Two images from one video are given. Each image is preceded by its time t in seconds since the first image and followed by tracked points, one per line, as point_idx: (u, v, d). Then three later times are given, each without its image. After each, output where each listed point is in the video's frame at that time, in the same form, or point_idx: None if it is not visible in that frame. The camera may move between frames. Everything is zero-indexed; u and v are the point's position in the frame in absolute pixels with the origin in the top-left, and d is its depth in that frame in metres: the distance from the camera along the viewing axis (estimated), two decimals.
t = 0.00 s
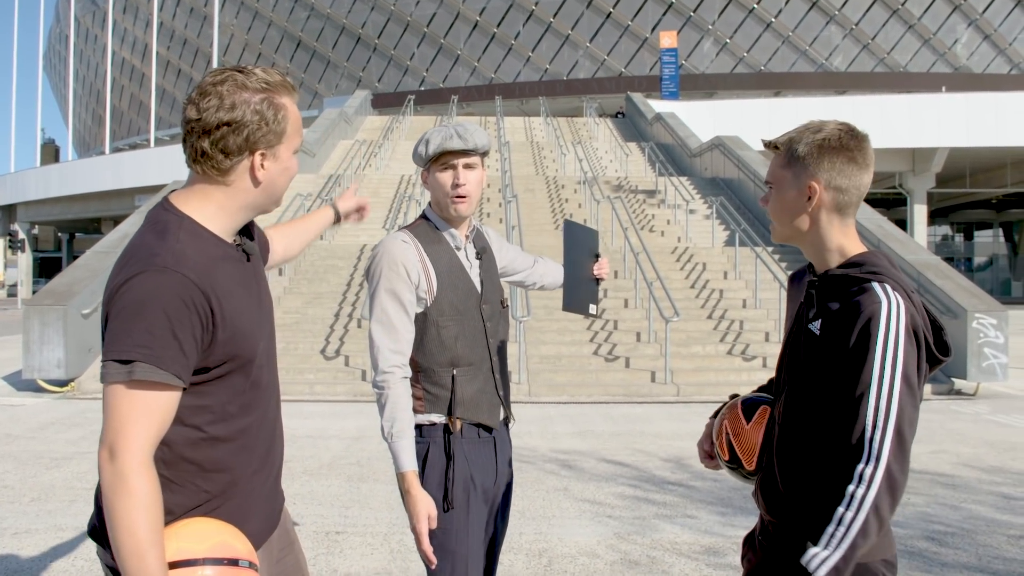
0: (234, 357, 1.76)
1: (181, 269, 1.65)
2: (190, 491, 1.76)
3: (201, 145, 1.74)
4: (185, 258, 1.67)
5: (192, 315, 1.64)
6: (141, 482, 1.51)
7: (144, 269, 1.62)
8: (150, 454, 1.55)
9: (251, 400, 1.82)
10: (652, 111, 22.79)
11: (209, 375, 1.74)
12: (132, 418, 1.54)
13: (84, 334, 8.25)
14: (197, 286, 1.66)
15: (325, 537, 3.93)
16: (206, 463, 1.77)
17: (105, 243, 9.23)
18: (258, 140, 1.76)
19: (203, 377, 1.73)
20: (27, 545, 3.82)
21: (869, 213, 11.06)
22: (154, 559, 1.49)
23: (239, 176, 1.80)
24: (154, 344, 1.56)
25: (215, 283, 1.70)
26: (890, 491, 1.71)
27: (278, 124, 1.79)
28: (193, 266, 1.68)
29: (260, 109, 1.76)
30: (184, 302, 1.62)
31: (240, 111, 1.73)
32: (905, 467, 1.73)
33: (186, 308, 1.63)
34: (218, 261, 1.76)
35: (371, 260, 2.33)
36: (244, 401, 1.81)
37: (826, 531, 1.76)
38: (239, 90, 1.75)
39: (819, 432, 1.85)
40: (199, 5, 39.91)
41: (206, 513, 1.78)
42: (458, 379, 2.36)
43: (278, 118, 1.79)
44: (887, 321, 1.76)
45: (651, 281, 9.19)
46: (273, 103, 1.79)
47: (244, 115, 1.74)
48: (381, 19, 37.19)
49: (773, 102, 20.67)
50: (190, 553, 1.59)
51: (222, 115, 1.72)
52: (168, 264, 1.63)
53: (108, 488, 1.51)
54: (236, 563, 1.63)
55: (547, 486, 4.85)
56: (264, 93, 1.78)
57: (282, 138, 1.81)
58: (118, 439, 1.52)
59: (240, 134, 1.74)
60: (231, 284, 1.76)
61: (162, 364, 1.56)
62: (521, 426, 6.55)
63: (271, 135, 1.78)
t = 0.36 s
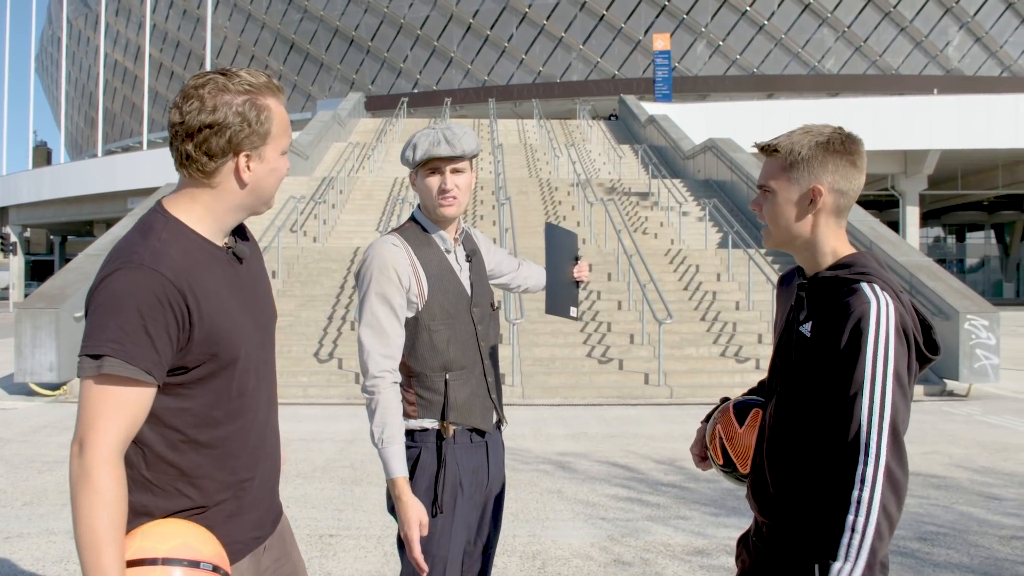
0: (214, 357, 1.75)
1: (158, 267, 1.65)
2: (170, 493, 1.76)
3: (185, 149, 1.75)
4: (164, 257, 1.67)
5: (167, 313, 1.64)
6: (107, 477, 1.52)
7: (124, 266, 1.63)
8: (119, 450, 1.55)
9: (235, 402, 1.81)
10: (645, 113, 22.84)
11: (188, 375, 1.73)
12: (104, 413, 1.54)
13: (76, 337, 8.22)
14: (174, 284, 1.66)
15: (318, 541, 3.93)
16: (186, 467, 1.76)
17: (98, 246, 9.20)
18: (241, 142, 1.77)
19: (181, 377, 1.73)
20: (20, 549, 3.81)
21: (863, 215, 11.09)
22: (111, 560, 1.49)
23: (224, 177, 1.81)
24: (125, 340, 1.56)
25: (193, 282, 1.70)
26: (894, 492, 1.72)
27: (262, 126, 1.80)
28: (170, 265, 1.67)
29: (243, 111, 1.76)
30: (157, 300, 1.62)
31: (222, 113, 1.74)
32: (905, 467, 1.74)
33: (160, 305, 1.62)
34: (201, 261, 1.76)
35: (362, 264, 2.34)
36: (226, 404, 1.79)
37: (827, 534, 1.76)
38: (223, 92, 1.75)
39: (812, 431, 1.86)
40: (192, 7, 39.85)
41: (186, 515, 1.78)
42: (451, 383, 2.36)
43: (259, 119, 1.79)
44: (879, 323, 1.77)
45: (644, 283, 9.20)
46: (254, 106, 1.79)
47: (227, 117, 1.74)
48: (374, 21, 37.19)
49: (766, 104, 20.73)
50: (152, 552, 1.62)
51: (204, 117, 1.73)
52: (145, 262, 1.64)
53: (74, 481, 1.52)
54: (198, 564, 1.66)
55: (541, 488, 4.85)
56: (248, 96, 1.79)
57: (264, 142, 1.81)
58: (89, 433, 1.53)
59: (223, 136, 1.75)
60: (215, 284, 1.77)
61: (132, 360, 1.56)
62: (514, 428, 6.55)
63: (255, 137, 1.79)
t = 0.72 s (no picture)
0: (220, 344, 1.75)
1: (167, 253, 1.67)
2: (171, 484, 1.76)
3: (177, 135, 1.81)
4: (172, 245, 1.69)
5: (174, 297, 1.64)
6: (117, 455, 1.52)
7: (135, 252, 1.65)
8: (129, 430, 1.55)
9: (241, 391, 1.81)
10: (647, 109, 22.80)
11: (195, 362, 1.73)
12: (115, 394, 1.55)
13: (79, 332, 8.23)
14: (184, 270, 1.68)
15: (321, 535, 3.94)
16: (190, 458, 1.77)
17: (101, 241, 9.22)
18: (222, 122, 1.79)
19: (187, 363, 1.73)
20: (23, 544, 3.82)
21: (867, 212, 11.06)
22: (121, 540, 1.48)
23: (210, 161, 1.83)
24: (134, 322, 1.57)
25: (201, 268, 1.72)
26: (921, 483, 1.71)
27: (243, 107, 1.81)
28: (178, 251, 1.69)
29: (224, 93, 1.79)
30: (165, 283, 1.63)
31: (204, 95, 1.79)
32: (927, 459, 1.74)
33: (168, 290, 1.64)
34: (207, 251, 1.77)
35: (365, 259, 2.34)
36: (232, 393, 1.80)
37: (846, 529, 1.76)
38: (208, 78, 1.81)
39: (824, 426, 1.85)
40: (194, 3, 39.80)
41: (186, 505, 1.78)
42: (453, 379, 2.36)
43: (244, 101, 1.81)
44: (883, 319, 1.76)
45: (646, 279, 9.19)
46: (242, 89, 1.82)
47: (208, 98, 1.79)
48: (376, 17, 37.16)
49: (768, 100, 20.69)
50: (162, 537, 1.63)
51: (188, 101, 1.79)
52: (155, 246, 1.66)
53: (85, 458, 1.52)
54: (205, 550, 1.67)
55: (544, 483, 4.86)
56: (233, 79, 1.82)
57: (250, 125, 1.82)
58: (99, 413, 1.53)
59: (204, 118, 1.79)
60: (222, 274, 1.78)
61: (140, 340, 1.56)
62: (516, 424, 6.56)
63: (236, 116, 1.80)
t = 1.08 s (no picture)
0: (227, 345, 1.75)
1: (175, 251, 1.67)
2: (178, 484, 1.76)
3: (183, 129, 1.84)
4: (180, 245, 1.69)
5: (182, 295, 1.64)
6: (125, 452, 1.52)
7: (144, 250, 1.65)
8: (137, 429, 1.55)
9: (247, 393, 1.81)
10: (652, 109, 22.77)
11: (201, 362, 1.73)
12: (125, 390, 1.55)
13: (83, 332, 8.26)
14: (191, 269, 1.68)
15: (325, 535, 3.94)
16: (197, 458, 1.77)
17: (105, 241, 9.24)
18: (218, 116, 1.80)
19: (195, 363, 1.73)
20: (29, 543, 3.83)
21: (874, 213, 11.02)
22: (131, 537, 1.48)
23: (208, 155, 1.84)
24: (140, 321, 1.57)
25: (208, 268, 1.72)
26: (883, 483, 1.71)
27: (236, 101, 1.81)
28: (186, 250, 1.69)
29: (223, 88, 1.81)
30: (172, 282, 1.63)
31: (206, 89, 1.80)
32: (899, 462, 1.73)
33: (175, 289, 1.63)
34: (216, 252, 1.77)
35: (370, 259, 2.34)
36: (238, 395, 1.79)
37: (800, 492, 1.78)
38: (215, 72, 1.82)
39: (828, 425, 1.85)
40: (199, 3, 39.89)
41: (193, 505, 1.78)
42: (457, 378, 2.36)
43: (239, 96, 1.81)
44: (894, 323, 1.77)
45: (651, 280, 9.17)
46: (242, 85, 1.82)
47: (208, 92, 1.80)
48: (381, 17, 37.24)
49: (773, 100, 20.65)
50: (170, 534, 1.64)
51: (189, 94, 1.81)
52: (163, 246, 1.67)
53: (93, 454, 1.52)
54: (215, 546, 1.67)
55: (549, 483, 4.86)
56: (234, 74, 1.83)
57: (237, 116, 1.80)
58: (107, 412, 1.53)
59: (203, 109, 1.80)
60: (230, 275, 1.78)
61: (147, 338, 1.56)
62: (520, 424, 6.55)
63: (228, 110, 1.80)
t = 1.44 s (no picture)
0: (228, 340, 1.75)
1: (174, 244, 1.67)
2: (180, 478, 1.76)
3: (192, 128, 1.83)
4: (179, 237, 1.69)
5: (180, 288, 1.64)
6: (118, 442, 1.51)
7: (145, 241, 1.66)
8: (131, 420, 1.55)
9: (251, 388, 1.80)
10: (655, 108, 22.75)
11: (202, 355, 1.73)
12: (122, 380, 1.55)
13: (87, 330, 8.26)
14: (190, 262, 1.68)
15: (329, 533, 3.94)
16: (198, 453, 1.76)
17: (109, 240, 9.25)
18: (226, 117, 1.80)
19: (195, 356, 1.72)
20: (34, 540, 3.83)
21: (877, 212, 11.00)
22: (122, 526, 1.48)
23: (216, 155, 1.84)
24: (135, 311, 1.57)
25: (208, 262, 1.71)
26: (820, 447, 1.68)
27: (245, 104, 1.80)
28: (186, 244, 1.70)
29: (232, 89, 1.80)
30: (170, 274, 1.63)
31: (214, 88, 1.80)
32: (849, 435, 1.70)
33: (173, 281, 1.63)
34: (220, 247, 1.77)
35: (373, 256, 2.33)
36: (241, 389, 1.79)
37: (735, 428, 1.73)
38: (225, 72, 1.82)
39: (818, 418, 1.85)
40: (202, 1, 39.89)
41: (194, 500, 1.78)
42: (461, 376, 2.35)
43: (248, 96, 1.80)
44: (880, 313, 1.77)
45: (654, 278, 9.17)
46: (250, 85, 1.81)
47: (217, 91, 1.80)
48: (384, 15, 37.23)
49: (776, 98, 20.61)
50: (166, 524, 1.64)
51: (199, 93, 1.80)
52: (163, 238, 1.67)
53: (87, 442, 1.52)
54: (209, 537, 1.66)
55: (552, 481, 4.85)
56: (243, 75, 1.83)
57: (242, 116, 1.80)
58: (103, 401, 1.53)
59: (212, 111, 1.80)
60: (232, 270, 1.77)
61: (143, 328, 1.56)
62: (523, 422, 6.55)
63: (239, 112, 1.80)
